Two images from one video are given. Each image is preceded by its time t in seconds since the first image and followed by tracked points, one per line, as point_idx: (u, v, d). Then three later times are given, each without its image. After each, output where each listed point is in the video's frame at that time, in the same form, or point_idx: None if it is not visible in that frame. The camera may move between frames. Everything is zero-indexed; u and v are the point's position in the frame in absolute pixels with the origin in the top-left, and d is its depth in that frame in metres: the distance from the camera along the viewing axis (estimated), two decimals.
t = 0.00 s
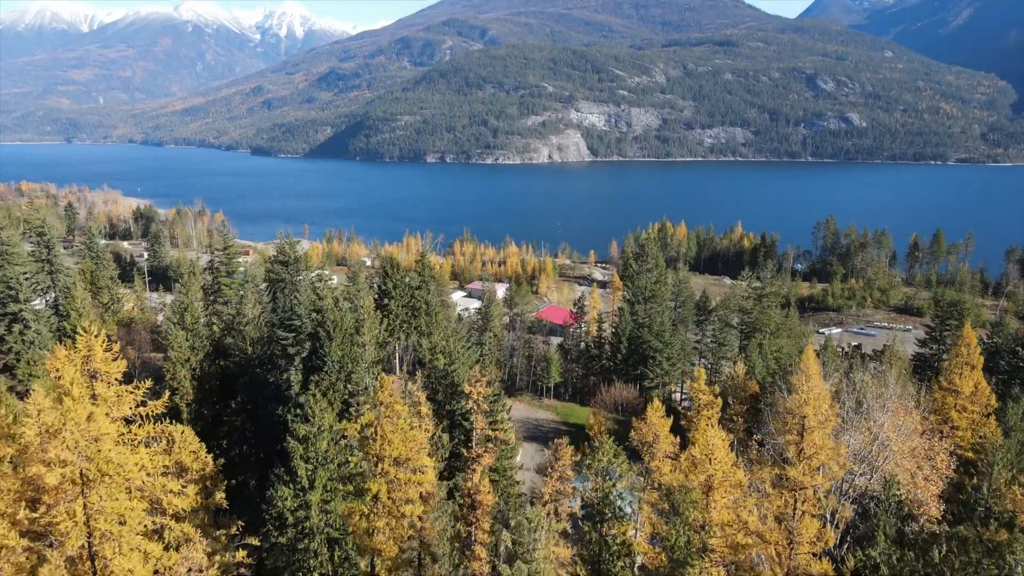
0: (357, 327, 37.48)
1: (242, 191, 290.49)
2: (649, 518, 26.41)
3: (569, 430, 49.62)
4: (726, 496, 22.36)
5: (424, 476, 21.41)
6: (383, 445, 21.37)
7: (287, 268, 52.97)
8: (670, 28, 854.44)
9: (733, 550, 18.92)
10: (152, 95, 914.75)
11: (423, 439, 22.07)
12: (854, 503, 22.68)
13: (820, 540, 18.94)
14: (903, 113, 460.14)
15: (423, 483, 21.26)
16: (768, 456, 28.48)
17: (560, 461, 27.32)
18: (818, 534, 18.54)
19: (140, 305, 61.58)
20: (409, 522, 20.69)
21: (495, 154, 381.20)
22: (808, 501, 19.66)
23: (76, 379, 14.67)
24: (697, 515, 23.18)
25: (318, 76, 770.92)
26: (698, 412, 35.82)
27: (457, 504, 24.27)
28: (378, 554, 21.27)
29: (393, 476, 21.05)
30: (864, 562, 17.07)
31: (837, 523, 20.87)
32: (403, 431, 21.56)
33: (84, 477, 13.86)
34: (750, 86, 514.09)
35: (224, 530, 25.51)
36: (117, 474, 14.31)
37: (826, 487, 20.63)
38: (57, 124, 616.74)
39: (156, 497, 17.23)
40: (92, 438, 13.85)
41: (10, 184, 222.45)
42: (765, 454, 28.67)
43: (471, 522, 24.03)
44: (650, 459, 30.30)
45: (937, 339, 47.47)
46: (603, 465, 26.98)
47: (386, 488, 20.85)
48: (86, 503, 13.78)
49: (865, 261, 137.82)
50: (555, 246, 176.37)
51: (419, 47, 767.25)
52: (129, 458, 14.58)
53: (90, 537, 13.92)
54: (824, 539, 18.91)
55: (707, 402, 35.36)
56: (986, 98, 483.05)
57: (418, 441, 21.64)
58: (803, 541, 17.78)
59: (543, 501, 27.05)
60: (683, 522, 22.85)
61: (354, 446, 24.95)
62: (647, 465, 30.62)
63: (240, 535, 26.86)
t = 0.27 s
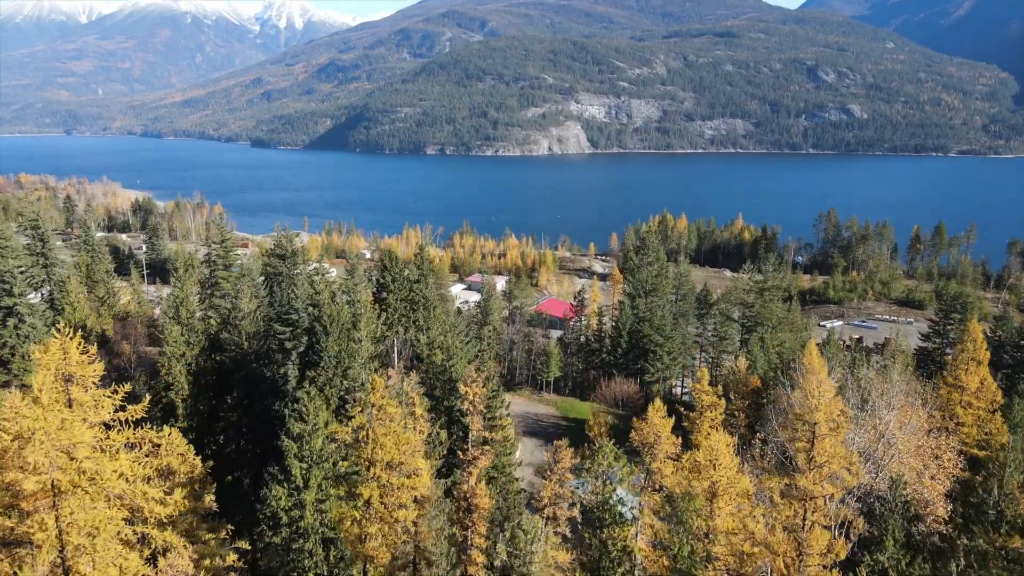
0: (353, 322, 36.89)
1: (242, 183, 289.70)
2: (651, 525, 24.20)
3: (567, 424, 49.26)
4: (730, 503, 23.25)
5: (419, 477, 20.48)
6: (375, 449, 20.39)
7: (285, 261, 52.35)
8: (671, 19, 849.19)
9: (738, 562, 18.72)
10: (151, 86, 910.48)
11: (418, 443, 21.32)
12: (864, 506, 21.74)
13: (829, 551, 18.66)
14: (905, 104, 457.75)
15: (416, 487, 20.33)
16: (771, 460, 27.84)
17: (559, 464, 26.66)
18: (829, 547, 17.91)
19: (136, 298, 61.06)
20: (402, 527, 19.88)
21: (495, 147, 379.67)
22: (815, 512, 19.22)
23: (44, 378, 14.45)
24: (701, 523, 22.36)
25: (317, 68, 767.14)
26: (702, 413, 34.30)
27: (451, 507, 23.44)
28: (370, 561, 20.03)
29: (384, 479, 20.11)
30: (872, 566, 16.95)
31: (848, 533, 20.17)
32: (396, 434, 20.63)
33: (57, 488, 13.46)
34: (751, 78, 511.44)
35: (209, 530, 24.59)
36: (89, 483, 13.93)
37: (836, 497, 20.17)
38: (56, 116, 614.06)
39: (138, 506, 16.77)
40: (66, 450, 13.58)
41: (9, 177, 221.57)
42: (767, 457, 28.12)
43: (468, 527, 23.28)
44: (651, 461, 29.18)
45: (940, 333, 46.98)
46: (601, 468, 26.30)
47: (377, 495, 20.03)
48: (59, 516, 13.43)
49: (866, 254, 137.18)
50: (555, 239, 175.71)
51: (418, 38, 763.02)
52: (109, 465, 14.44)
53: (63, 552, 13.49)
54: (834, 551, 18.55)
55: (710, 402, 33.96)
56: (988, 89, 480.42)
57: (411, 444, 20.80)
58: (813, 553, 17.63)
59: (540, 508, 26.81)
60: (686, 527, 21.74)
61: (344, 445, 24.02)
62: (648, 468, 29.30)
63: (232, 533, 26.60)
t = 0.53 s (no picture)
0: (350, 316, 36.77)
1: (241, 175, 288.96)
2: (652, 529, 23.22)
3: (566, 419, 48.92)
4: (737, 513, 21.13)
5: (413, 480, 19.95)
6: (367, 453, 19.78)
7: (281, 254, 51.94)
8: (672, 9, 843.95)
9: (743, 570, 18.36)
10: (150, 78, 906.06)
11: (412, 445, 20.70)
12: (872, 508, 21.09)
13: (840, 563, 17.90)
14: (906, 95, 455.40)
15: (409, 491, 19.87)
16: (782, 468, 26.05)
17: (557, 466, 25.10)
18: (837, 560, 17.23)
19: (133, 291, 60.62)
20: (396, 532, 19.49)
21: (495, 138, 378.26)
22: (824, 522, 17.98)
23: (13, 393, 14.07)
24: (707, 534, 20.75)
25: (316, 59, 763.50)
26: (705, 414, 33.51)
27: (446, 509, 22.74)
28: (362, 566, 19.85)
29: (377, 482, 19.56)
30: (880, 571, 16.90)
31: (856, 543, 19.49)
32: (388, 436, 19.99)
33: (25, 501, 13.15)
34: (752, 69, 508.86)
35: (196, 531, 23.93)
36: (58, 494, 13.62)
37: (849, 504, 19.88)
38: (55, 108, 611.58)
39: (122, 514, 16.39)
40: (38, 459, 13.21)
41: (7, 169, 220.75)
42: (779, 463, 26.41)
43: (463, 531, 22.47)
44: (653, 462, 28.05)
45: (944, 327, 46.62)
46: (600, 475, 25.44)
47: (368, 502, 19.48)
48: (28, 530, 13.11)
49: (867, 246, 136.53)
50: (556, 231, 175.18)
51: (418, 29, 759.11)
52: (85, 475, 14.21)
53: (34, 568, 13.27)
54: (845, 562, 18.36)
55: (714, 404, 33.29)
56: (989, 81, 477.90)
57: (404, 447, 20.03)
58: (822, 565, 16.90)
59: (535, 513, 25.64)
60: (691, 534, 20.70)
61: (336, 446, 23.52)
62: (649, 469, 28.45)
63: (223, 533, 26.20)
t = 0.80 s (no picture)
0: (346, 310, 36.41)
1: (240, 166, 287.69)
2: (651, 533, 22.49)
3: (566, 413, 48.57)
4: (743, 520, 19.58)
5: (407, 483, 19.66)
6: (359, 456, 19.34)
7: (279, 246, 51.40)
8: None
9: None
10: (149, 69, 901.30)
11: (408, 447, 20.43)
12: (877, 512, 20.61)
13: None
14: (908, 85, 452.81)
15: (402, 495, 19.23)
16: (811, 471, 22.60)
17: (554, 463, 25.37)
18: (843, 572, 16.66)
19: (129, 284, 60.08)
20: (388, 540, 18.83)
21: (495, 129, 376.62)
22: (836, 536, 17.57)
23: None
24: (711, 542, 18.66)
25: (315, 49, 758.92)
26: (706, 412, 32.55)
27: (442, 514, 22.34)
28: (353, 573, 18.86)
29: (367, 486, 19.05)
30: None
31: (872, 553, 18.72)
32: (381, 438, 19.66)
33: None
34: (753, 59, 505.72)
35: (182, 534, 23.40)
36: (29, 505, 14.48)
37: (848, 508, 19.94)
38: (54, 99, 608.67)
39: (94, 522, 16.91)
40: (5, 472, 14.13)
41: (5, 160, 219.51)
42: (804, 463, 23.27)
43: (459, 534, 22.06)
44: (653, 464, 26.82)
45: (947, 319, 46.45)
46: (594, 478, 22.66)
47: (361, 508, 18.93)
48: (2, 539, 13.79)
49: (868, 238, 135.84)
50: (556, 222, 174.39)
51: (417, 20, 754.59)
52: (56, 486, 15.07)
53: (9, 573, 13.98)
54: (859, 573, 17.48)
55: (717, 402, 32.33)
56: (991, 71, 475.01)
57: (397, 450, 19.67)
58: None
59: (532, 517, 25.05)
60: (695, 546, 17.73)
61: (324, 446, 22.69)
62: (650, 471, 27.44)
63: (210, 532, 25.24)
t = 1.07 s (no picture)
0: (343, 303, 35.79)
1: (239, 156, 286.52)
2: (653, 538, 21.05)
3: (566, 406, 48.26)
4: (749, 528, 18.44)
5: (400, 487, 18.98)
6: (349, 461, 18.25)
7: (275, 238, 50.79)
8: None
9: None
10: (147, 59, 896.39)
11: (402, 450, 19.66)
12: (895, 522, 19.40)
13: None
14: (909, 75, 449.98)
15: (393, 502, 18.43)
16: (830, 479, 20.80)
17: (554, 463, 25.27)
18: None
19: (125, 277, 59.49)
20: (378, 549, 18.03)
21: (495, 119, 374.88)
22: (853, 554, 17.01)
23: None
24: (717, 553, 17.58)
25: (314, 39, 754.06)
26: (710, 418, 30.70)
27: (436, 517, 21.93)
28: None
29: (358, 494, 18.17)
30: None
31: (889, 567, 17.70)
32: (372, 441, 18.69)
33: None
34: (754, 49, 502.31)
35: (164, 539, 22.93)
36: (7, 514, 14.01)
37: (864, 521, 18.94)
38: (52, 89, 605.49)
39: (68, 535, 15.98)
40: None
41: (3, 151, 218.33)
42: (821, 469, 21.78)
43: (454, 539, 21.65)
44: (655, 463, 26.34)
45: (951, 312, 45.81)
46: (597, 483, 20.72)
47: (350, 517, 17.99)
48: None
49: (870, 228, 135.08)
50: (556, 213, 173.60)
51: (416, 9, 749.25)
52: (27, 498, 14.45)
53: None
54: None
55: (719, 403, 30.69)
56: (993, 60, 471.73)
57: (389, 454, 18.86)
58: None
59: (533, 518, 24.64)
60: (699, 559, 16.90)
61: (315, 448, 21.06)
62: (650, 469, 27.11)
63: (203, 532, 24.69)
